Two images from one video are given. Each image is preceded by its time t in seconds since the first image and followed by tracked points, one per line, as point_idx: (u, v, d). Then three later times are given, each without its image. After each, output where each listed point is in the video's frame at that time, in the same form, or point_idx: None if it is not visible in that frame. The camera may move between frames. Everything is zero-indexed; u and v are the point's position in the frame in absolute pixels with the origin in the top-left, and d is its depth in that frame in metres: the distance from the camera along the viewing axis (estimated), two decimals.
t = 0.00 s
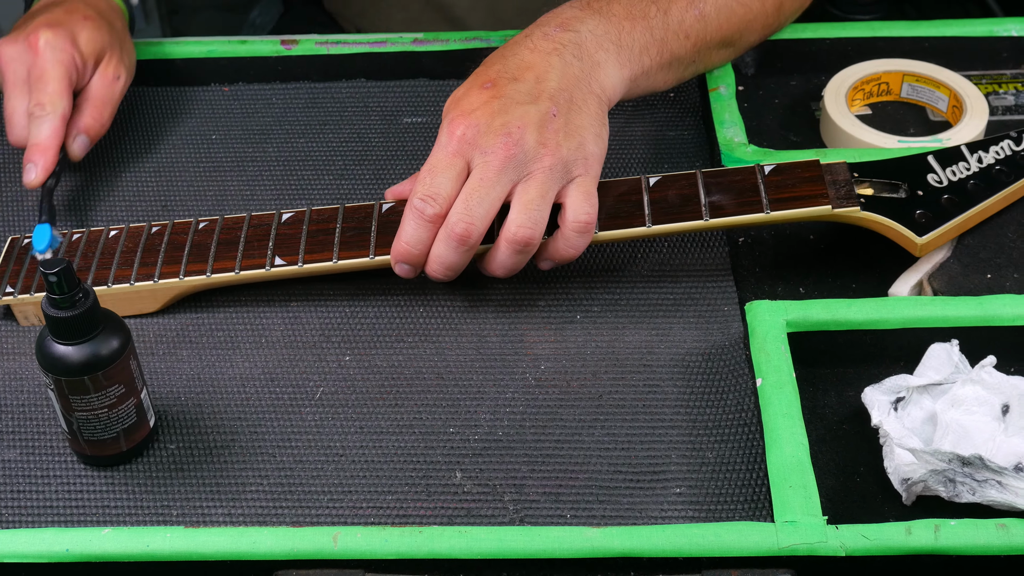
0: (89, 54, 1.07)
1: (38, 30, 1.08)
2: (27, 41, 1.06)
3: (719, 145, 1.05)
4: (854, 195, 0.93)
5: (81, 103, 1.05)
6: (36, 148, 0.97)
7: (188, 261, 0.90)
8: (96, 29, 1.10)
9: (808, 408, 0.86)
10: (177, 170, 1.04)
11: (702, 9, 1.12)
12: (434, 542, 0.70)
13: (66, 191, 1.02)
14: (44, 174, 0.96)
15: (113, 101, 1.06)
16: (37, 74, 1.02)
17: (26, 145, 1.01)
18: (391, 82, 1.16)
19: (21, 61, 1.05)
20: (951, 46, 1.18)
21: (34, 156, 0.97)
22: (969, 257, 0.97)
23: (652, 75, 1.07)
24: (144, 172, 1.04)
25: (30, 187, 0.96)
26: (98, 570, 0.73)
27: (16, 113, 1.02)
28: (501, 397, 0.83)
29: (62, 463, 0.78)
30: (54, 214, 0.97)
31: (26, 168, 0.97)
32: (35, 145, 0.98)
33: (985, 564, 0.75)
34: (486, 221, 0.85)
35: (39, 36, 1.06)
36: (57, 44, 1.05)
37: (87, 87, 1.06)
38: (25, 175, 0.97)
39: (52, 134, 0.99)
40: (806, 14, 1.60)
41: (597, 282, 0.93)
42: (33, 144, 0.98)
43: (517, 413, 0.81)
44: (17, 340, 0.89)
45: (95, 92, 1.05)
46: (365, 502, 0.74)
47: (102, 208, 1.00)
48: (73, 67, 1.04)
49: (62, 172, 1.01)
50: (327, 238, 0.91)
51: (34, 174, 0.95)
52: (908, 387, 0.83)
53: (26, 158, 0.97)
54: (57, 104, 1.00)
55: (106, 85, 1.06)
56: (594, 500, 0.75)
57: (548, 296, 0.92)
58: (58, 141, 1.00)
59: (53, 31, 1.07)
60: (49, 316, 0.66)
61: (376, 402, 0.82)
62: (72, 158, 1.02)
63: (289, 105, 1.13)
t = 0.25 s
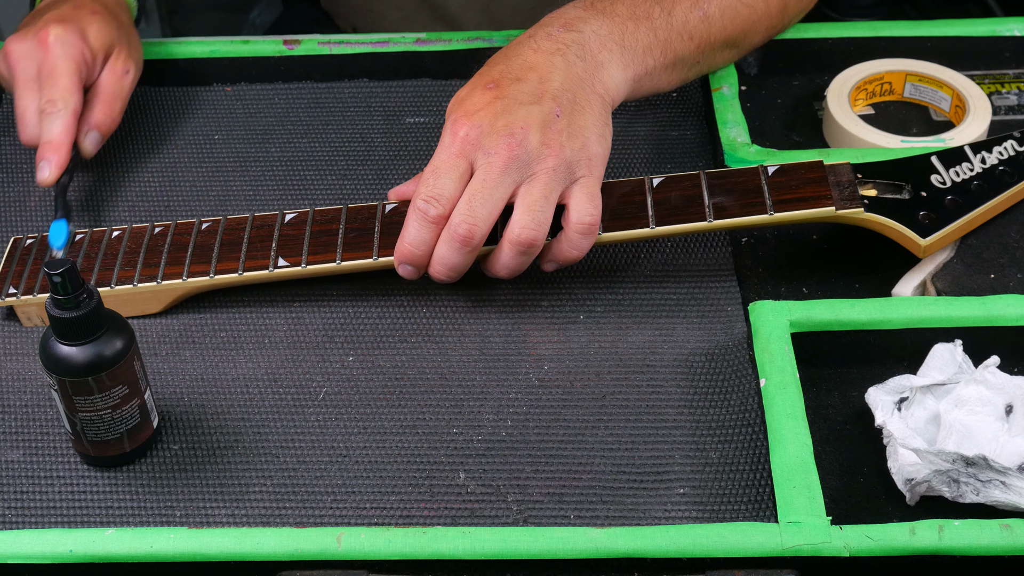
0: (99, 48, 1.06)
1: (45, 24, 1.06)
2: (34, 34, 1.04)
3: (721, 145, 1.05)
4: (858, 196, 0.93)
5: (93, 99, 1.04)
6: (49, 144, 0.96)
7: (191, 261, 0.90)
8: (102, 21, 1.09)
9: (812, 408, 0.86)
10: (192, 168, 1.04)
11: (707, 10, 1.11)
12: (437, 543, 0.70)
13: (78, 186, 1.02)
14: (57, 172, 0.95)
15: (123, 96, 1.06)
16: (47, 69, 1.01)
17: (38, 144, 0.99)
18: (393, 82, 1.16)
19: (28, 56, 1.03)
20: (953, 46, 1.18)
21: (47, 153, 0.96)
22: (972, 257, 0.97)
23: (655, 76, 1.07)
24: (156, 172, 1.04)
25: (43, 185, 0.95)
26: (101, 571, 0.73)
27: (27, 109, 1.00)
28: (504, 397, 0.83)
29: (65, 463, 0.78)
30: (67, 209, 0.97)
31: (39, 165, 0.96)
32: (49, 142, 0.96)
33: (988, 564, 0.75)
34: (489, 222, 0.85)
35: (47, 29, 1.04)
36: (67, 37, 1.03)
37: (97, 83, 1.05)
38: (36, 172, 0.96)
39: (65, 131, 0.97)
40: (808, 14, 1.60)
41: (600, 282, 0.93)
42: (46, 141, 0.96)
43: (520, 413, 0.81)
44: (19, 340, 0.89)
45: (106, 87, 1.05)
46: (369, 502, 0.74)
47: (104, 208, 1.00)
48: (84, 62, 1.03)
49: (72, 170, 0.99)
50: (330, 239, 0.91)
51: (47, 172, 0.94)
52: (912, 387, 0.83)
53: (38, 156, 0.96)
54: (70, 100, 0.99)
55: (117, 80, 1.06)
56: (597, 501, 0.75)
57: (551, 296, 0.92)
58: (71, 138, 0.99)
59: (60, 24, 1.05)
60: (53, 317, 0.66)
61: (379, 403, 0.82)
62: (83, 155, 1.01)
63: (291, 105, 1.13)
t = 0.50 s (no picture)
0: (119, 60, 1.03)
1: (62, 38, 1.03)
2: (52, 50, 1.01)
3: (721, 145, 1.05)
4: (858, 201, 0.93)
5: (116, 114, 1.01)
6: (73, 163, 0.93)
7: (190, 262, 0.90)
8: (122, 32, 1.06)
9: (810, 408, 0.86)
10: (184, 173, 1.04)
11: (706, 8, 1.10)
12: (436, 543, 0.70)
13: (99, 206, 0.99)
14: (82, 190, 0.92)
15: (147, 109, 1.03)
16: (67, 84, 0.97)
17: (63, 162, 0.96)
18: (392, 81, 1.16)
19: (47, 72, 1.00)
20: (953, 46, 1.18)
21: (70, 171, 0.92)
22: (971, 258, 0.97)
23: (654, 76, 1.07)
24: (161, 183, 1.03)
25: (68, 205, 0.92)
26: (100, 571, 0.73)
27: (49, 127, 0.97)
28: (503, 397, 0.83)
29: (64, 463, 0.78)
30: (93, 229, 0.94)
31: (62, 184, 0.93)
32: (72, 160, 0.93)
33: (987, 564, 0.75)
34: (489, 223, 0.85)
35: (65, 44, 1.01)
36: (85, 50, 1.00)
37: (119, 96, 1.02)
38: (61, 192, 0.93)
39: (89, 148, 0.94)
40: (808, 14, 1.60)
41: (599, 283, 0.93)
42: (70, 159, 0.93)
43: (519, 413, 0.81)
44: (19, 340, 0.89)
45: (129, 101, 1.02)
46: (368, 502, 0.74)
47: (103, 208, 1.00)
48: (105, 76, 1.00)
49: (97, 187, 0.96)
50: (329, 240, 0.91)
51: (71, 191, 0.91)
52: (910, 387, 0.83)
53: (62, 174, 0.93)
54: (92, 115, 0.96)
55: (140, 93, 1.03)
56: (596, 501, 0.75)
57: (550, 296, 0.92)
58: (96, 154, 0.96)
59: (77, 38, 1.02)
60: (52, 317, 0.66)
61: (378, 403, 0.82)
62: (108, 172, 0.98)
63: (291, 105, 1.13)
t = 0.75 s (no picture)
0: (123, 86, 1.01)
1: (65, 63, 1.00)
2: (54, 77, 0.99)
3: (718, 145, 1.05)
4: (854, 201, 0.93)
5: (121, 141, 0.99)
6: (78, 194, 0.91)
7: (187, 263, 0.90)
8: (126, 57, 1.04)
9: (807, 408, 0.86)
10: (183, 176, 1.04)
11: (701, 7, 1.11)
12: (432, 543, 0.70)
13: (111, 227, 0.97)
14: (88, 221, 0.90)
15: (153, 135, 1.01)
16: (70, 114, 0.95)
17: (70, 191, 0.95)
18: (390, 82, 1.16)
19: (50, 101, 0.98)
20: (950, 46, 1.18)
21: (76, 203, 0.91)
22: (967, 258, 0.97)
23: (651, 75, 1.07)
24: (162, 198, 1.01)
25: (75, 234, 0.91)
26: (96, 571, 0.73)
27: (56, 157, 0.96)
28: (500, 398, 0.83)
29: (60, 464, 0.78)
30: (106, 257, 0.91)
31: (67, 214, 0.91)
32: (77, 190, 0.92)
33: (984, 564, 0.75)
34: (486, 223, 0.85)
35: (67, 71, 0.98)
36: (88, 78, 0.98)
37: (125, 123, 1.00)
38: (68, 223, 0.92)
39: (94, 178, 0.92)
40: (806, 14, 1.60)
41: (596, 283, 0.93)
42: (75, 191, 0.92)
43: (516, 413, 0.81)
44: (15, 340, 0.89)
45: (134, 127, 1.00)
46: (364, 503, 0.74)
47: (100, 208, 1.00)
48: (108, 103, 0.98)
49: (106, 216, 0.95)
50: (326, 241, 0.91)
51: (78, 221, 0.90)
52: (907, 388, 0.83)
53: (68, 206, 0.91)
54: (95, 146, 0.94)
55: (145, 119, 1.01)
56: (592, 501, 0.75)
57: (547, 296, 0.92)
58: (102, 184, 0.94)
59: (80, 64, 0.99)
60: (48, 318, 0.66)
61: (375, 403, 0.82)
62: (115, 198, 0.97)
63: (288, 105, 1.13)
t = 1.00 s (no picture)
0: (170, 40, 1.05)
1: (113, 20, 1.05)
2: (104, 31, 1.04)
3: (720, 145, 1.05)
4: (856, 200, 0.93)
5: (168, 93, 1.04)
6: (127, 140, 0.96)
7: (189, 262, 0.90)
8: (172, 13, 1.08)
9: (810, 408, 0.86)
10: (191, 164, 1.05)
11: (702, 8, 1.11)
12: (436, 543, 0.70)
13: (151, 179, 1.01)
14: (137, 165, 0.95)
15: (199, 88, 1.05)
16: (120, 65, 1.00)
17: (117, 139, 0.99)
18: (391, 81, 1.16)
19: (100, 54, 1.02)
20: (951, 46, 1.18)
21: (126, 148, 0.95)
22: (969, 258, 0.97)
23: (652, 75, 1.07)
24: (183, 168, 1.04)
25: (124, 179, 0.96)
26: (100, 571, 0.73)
27: (104, 107, 0.99)
28: (502, 397, 0.83)
29: (63, 464, 0.78)
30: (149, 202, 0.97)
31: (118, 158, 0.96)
32: (127, 136, 0.96)
33: (987, 564, 0.75)
34: (488, 223, 0.85)
35: (117, 26, 1.03)
36: (137, 30, 1.03)
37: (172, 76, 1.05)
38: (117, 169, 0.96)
39: (143, 125, 0.96)
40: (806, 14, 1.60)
41: (599, 283, 0.93)
42: (126, 136, 0.96)
43: (518, 413, 0.81)
44: (18, 340, 0.89)
45: (180, 80, 1.04)
46: (367, 502, 0.74)
47: (102, 208, 1.00)
48: (156, 55, 1.03)
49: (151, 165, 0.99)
50: (328, 240, 0.91)
51: (127, 165, 0.94)
52: (909, 387, 0.83)
53: (118, 151, 0.95)
54: (144, 94, 0.98)
55: (191, 71, 1.05)
56: (596, 501, 0.75)
57: (549, 296, 0.92)
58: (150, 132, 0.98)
59: (129, 18, 1.04)
60: (51, 317, 0.66)
61: (377, 403, 0.82)
62: (162, 148, 1.01)
63: (290, 105, 1.12)
